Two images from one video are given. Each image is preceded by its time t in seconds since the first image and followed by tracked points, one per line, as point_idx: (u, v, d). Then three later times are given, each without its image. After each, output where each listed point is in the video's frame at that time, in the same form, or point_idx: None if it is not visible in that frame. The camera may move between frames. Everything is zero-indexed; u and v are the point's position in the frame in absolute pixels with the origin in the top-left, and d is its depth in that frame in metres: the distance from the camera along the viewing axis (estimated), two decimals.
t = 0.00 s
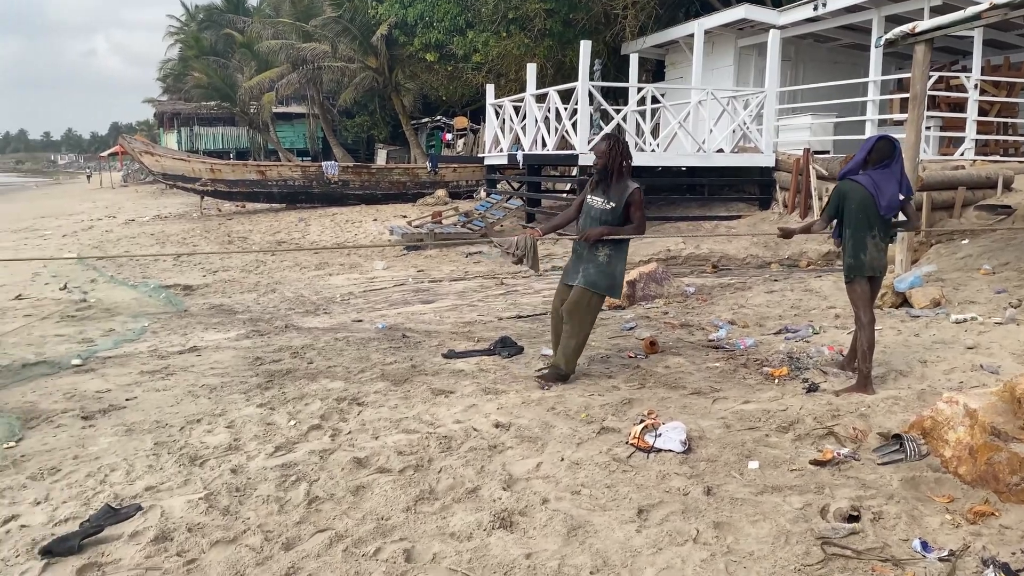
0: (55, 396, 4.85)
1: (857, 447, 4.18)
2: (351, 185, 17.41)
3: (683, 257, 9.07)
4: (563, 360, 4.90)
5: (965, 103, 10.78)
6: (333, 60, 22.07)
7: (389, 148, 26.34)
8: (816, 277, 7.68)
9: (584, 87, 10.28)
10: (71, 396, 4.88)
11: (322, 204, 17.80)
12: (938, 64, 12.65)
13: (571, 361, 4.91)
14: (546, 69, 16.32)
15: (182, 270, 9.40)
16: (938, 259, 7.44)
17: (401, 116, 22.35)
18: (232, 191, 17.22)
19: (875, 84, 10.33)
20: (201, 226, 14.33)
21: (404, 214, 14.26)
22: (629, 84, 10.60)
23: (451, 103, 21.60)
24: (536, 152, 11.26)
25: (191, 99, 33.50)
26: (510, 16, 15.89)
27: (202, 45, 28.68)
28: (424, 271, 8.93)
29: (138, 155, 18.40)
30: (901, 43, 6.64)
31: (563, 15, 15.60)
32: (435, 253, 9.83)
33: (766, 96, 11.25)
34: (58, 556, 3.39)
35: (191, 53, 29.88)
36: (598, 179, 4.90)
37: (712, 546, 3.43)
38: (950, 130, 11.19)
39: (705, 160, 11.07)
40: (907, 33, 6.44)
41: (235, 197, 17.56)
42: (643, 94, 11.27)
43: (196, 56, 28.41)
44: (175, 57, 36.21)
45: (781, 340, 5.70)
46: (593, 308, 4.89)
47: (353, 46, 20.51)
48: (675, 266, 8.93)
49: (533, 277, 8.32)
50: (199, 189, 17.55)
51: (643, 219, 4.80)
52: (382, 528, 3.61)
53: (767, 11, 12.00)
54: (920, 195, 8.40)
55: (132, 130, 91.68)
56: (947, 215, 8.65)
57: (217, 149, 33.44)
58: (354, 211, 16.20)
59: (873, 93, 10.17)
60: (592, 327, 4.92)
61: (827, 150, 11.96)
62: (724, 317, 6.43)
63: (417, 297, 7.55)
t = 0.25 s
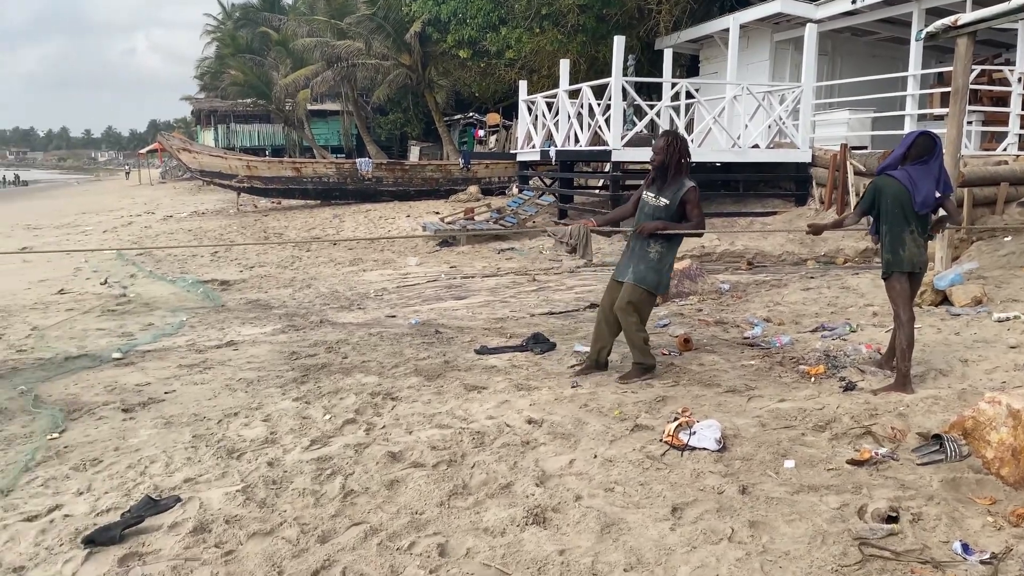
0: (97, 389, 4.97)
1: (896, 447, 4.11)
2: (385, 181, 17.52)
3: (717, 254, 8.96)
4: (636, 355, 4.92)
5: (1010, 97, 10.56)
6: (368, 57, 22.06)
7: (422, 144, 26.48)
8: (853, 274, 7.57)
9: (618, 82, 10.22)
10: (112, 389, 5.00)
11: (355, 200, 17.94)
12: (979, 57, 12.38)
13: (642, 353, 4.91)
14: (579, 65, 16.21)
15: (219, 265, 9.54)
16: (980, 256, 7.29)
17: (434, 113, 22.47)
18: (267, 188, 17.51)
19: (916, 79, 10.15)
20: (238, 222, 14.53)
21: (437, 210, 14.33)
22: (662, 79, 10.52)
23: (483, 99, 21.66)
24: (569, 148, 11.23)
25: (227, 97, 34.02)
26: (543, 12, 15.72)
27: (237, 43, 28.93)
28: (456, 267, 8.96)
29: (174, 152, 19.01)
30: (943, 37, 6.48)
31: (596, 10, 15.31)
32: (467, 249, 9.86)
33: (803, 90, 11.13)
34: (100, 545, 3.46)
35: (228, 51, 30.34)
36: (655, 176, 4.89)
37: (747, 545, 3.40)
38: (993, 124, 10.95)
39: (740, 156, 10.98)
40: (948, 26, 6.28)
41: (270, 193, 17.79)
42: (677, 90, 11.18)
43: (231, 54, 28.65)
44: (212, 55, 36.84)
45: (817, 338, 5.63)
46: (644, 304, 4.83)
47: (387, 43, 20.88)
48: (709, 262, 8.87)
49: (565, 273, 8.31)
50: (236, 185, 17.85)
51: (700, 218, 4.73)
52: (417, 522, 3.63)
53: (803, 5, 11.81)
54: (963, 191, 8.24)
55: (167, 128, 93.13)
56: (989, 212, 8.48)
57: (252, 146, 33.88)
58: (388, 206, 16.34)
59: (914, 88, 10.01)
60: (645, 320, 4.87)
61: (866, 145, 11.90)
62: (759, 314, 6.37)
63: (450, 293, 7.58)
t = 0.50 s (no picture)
0: (140, 383, 5.07)
1: (940, 448, 4.02)
2: (420, 178, 17.59)
3: (757, 251, 8.94)
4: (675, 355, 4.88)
5: None
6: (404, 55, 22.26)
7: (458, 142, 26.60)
8: (895, 272, 7.42)
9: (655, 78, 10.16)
10: (154, 382, 5.10)
11: (391, 197, 18.08)
12: None
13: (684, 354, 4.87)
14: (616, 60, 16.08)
15: (258, 261, 9.68)
16: None
17: (469, 110, 22.52)
18: (305, 184, 17.82)
19: (960, 73, 9.90)
20: (276, 219, 14.73)
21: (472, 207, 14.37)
22: (699, 75, 10.43)
23: (518, 96, 21.64)
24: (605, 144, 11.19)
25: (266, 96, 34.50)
26: (579, 8, 15.37)
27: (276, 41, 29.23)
28: (491, 264, 8.97)
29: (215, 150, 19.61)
30: (990, 30, 6.31)
31: (633, 5, 14.91)
32: (503, 246, 9.88)
33: (843, 86, 10.91)
34: (144, 535, 3.52)
35: (267, 49, 30.80)
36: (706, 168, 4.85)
37: (787, 546, 3.35)
38: None
39: (779, 151, 10.80)
40: (995, 19, 6.11)
41: (309, 189, 18.09)
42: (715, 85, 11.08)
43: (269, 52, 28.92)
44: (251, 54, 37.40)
45: (858, 337, 5.54)
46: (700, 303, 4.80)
47: (423, 41, 20.95)
48: (748, 260, 8.79)
49: (600, 270, 8.28)
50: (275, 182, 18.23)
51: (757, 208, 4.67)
52: (453, 518, 3.64)
53: None
54: (1009, 187, 8.03)
55: (202, 127, 94.58)
56: None
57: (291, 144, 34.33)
58: (424, 203, 16.42)
59: (958, 83, 9.76)
60: (700, 318, 4.84)
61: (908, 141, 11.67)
62: (799, 313, 6.28)
63: (485, 290, 7.59)
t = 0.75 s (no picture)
0: (184, 378, 5.17)
1: (987, 452, 3.92)
2: (457, 177, 17.67)
3: (797, 250, 8.85)
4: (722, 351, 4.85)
5: None
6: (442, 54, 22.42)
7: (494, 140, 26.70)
8: (939, 272, 7.28)
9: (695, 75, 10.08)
10: (198, 378, 5.20)
11: (427, 195, 18.19)
12: None
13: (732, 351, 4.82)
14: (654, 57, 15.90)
15: (298, 259, 9.80)
16: None
17: (506, 109, 22.55)
18: (344, 184, 18.12)
19: (1007, 68, 9.64)
20: (315, 217, 14.94)
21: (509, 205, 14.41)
22: (739, 72, 10.32)
23: (554, 93, 21.62)
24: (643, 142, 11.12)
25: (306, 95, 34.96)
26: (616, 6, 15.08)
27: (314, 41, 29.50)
28: (528, 262, 8.98)
29: (256, 149, 19.70)
30: None
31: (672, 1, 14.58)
32: (540, 245, 9.90)
33: (887, 82, 10.72)
34: (189, 529, 3.59)
35: (306, 49, 31.24)
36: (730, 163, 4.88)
37: (829, 549, 3.30)
38: None
39: (821, 148, 10.69)
40: None
41: (347, 188, 18.36)
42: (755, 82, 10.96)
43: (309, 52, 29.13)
44: (290, 55, 37.93)
45: (902, 338, 5.45)
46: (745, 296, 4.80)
47: (460, 40, 21.33)
48: (788, 259, 8.70)
49: (637, 269, 8.25)
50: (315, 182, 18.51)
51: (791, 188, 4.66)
52: (492, 516, 3.65)
53: None
54: None
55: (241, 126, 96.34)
56: None
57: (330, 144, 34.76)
58: (459, 202, 16.51)
59: (1005, 79, 9.51)
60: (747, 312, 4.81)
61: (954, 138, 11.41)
62: (840, 313, 6.20)
63: (521, 289, 7.60)
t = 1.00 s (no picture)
0: (224, 376, 5.26)
1: None
2: (492, 177, 17.71)
3: (837, 251, 8.71)
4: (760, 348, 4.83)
5: None
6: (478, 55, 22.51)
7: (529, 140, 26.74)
8: (985, 273, 7.12)
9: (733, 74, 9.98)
10: (237, 376, 5.28)
11: (462, 195, 18.29)
12: None
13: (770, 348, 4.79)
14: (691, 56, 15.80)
15: (335, 259, 9.90)
16: None
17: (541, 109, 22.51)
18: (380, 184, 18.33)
19: None
20: (351, 217, 15.08)
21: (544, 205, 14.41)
22: (779, 70, 10.18)
23: (590, 92, 21.57)
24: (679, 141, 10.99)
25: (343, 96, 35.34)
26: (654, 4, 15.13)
27: (351, 42, 29.80)
28: (562, 262, 8.97)
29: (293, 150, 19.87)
30: None
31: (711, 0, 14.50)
32: (575, 245, 9.88)
33: (932, 80, 10.46)
34: (229, 524, 3.64)
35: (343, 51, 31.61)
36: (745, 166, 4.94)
37: (870, 555, 3.23)
38: None
39: (861, 148, 10.57)
40: None
41: (383, 189, 18.55)
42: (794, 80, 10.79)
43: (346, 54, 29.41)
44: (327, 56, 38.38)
45: (946, 340, 5.34)
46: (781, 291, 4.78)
47: (495, 40, 21.21)
48: (828, 259, 8.58)
49: (674, 269, 8.19)
50: (352, 182, 18.69)
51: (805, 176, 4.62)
52: (528, 516, 3.64)
53: None
54: None
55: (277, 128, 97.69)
56: None
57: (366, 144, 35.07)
58: (494, 202, 16.56)
59: None
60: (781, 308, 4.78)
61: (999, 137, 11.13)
62: (882, 314, 6.09)
63: (556, 288, 7.59)
